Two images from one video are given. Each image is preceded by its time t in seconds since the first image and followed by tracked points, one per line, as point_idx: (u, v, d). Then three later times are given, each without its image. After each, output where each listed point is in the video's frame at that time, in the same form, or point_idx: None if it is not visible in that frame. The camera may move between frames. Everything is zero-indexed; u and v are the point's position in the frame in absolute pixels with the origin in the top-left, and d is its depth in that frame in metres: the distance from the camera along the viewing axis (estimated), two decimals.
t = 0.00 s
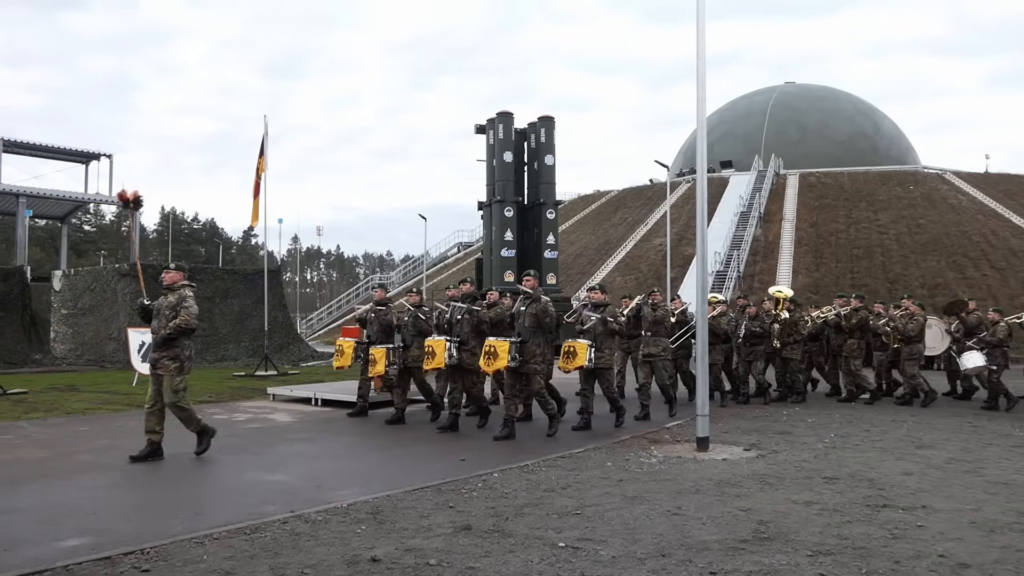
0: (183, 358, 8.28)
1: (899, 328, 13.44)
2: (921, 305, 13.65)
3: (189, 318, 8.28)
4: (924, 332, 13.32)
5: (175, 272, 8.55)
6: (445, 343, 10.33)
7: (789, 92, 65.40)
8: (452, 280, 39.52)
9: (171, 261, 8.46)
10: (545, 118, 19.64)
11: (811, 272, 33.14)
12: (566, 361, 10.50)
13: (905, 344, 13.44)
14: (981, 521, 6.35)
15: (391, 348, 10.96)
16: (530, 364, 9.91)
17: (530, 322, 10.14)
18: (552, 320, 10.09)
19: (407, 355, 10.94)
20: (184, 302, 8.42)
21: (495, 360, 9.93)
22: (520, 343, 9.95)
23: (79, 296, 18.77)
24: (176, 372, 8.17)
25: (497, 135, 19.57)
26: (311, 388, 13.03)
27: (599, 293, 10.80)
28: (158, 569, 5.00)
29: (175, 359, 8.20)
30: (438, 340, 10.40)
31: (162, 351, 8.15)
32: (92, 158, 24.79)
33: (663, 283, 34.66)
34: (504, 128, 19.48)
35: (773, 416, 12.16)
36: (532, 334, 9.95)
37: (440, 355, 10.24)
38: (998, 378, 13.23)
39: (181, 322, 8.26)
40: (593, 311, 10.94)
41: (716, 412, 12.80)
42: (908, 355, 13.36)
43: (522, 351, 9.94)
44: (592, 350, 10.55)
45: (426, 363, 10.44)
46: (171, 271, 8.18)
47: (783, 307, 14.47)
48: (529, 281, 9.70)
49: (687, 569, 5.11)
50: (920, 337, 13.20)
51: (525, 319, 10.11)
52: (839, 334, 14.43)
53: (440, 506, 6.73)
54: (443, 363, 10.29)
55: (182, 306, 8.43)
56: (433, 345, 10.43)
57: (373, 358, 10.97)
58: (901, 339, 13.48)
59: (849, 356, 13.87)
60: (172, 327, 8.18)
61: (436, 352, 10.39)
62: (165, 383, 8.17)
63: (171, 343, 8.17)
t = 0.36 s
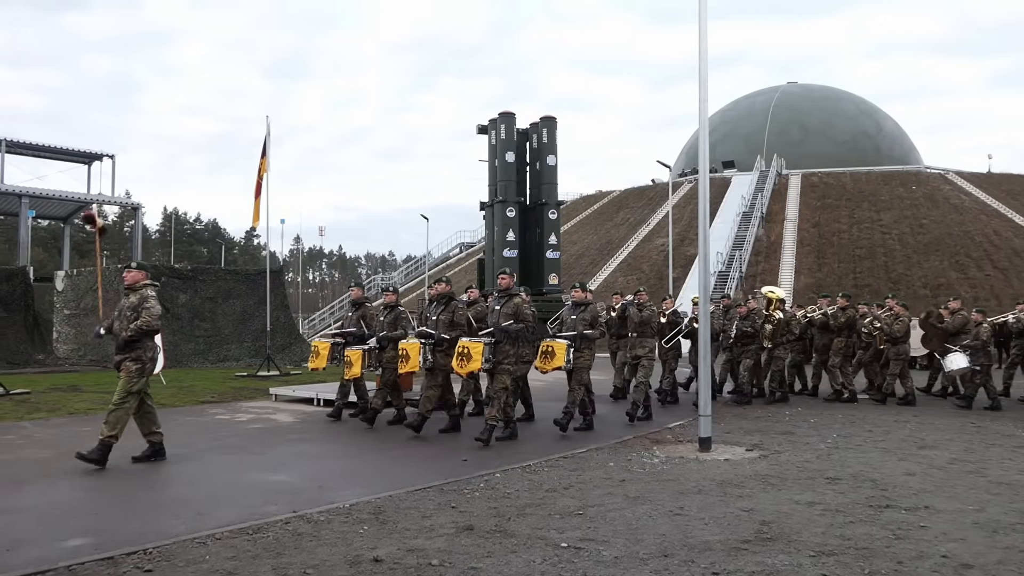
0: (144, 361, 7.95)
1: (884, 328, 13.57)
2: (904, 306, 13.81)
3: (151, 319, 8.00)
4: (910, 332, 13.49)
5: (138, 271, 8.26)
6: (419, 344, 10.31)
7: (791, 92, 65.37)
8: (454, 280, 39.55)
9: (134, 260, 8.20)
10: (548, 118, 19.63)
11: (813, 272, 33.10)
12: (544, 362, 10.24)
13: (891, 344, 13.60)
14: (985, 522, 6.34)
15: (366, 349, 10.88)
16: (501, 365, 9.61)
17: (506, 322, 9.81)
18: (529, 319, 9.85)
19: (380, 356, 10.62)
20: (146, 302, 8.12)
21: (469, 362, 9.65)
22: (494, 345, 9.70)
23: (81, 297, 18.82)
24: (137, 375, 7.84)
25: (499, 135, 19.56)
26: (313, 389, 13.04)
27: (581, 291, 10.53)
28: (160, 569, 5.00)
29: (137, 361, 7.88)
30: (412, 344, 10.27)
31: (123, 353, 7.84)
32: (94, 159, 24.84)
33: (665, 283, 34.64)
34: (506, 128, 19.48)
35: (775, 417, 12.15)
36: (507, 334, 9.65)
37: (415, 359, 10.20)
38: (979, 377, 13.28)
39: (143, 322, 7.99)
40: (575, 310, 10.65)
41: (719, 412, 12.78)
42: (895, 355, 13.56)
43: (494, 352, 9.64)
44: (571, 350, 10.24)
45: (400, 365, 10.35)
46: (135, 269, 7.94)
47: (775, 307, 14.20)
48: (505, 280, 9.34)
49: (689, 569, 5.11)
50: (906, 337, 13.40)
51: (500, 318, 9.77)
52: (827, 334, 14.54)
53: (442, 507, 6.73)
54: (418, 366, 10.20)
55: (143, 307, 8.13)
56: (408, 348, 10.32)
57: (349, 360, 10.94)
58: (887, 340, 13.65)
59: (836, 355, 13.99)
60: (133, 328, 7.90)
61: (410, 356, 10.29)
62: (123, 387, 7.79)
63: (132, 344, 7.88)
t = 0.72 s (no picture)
0: (103, 360, 7.77)
1: (866, 328, 13.73)
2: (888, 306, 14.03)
3: (108, 316, 7.73)
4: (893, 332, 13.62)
5: (95, 268, 8.03)
6: (388, 342, 9.85)
7: (793, 92, 65.33)
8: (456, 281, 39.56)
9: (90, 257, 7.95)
10: (549, 119, 19.61)
11: (815, 273, 33.05)
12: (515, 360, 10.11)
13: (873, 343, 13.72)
14: (987, 523, 6.32)
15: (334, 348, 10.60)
16: (476, 364, 9.46)
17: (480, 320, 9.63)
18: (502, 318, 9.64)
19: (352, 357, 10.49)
20: (102, 299, 7.87)
21: (439, 361, 9.40)
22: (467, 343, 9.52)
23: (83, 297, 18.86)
24: (97, 375, 7.69)
25: (501, 135, 19.55)
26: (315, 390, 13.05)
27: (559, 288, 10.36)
28: (162, 570, 5.01)
29: (97, 361, 7.71)
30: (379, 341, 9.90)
31: (81, 353, 7.68)
32: (96, 160, 24.88)
33: (666, 283, 34.64)
34: (507, 128, 19.48)
35: (777, 417, 12.12)
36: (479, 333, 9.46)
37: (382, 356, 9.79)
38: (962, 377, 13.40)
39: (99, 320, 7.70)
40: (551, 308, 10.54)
41: (721, 413, 12.78)
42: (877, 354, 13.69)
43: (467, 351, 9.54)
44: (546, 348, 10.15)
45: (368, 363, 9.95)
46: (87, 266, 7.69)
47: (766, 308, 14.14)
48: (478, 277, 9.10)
49: (691, 570, 5.11)
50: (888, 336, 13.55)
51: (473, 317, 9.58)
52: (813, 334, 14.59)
53: (444, 507, 6.72)
54: (384, 364, 9.76)
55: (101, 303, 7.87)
56: (375, 345, 9.91)
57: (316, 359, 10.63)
58: (869, 338, 13.76)
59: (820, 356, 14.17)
60: (89, 325, 7.65)
61: (377, 353, 9.87)
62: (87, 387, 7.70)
63: (88, 343, 7.65)
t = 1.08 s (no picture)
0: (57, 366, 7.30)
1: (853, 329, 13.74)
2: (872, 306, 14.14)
3: (61, 320, 7.29)
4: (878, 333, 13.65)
5: (49, 269, 7.57)
6: (355, 347, 9.60)
7: (795, 93, 65.34)
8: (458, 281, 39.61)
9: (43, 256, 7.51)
10: (551, 119, 19.62)
11: (817, 273, 33.03)
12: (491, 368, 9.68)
13: (858, 345, 13.73)
14: (990, 524, 6.31)
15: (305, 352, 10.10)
16: (448, 371, 8.89)
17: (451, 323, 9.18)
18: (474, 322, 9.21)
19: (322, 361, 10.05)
20: (55, 302, 7.37)
21: (407, 368, 8.89)
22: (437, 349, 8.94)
23: (86, 297, 18.89)
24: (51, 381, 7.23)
25: (503, 136, 19.56)
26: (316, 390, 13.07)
27: (535, 290, 10.05)
28: (165, 570, 5.01)
29: (50, 366, 7.24)
30: (347, 346, 9.58)
31: (33, 357, 7.19)
32: (100, 160, 24.94)
33: (669, 283, 34.67)
34: (509, 128, 19.50)
35: (779, 418, 12.11)
36: (451, 338, 8.90)
37: (350, 362, 9.48)
38: (946, 377, 13.54)
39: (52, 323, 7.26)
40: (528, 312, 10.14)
41: (723, 413, 12.80)
42: (862, 354, 13.73)
43: (438, 357, 8.95)
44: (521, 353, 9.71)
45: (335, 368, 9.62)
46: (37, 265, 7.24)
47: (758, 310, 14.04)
48: (446, 279, 8.71)
49: (693, 571, 5.10)
50: (873, 337, 13.57)
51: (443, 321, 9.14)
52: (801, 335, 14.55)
53: (447, 507, 6.72)
54: (352, 368, 9.49)
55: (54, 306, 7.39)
56: (343, 350, 9.60)
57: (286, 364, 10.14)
58: (855, 340, 13.76)
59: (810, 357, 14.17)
60: (41, 330, 7.20)
61: (345, 359, 9.56)
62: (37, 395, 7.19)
63: (40, 348, 7.21)
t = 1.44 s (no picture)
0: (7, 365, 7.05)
1: (840, 328, 13.85)
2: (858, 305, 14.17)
3: (14, 318, 7.10)
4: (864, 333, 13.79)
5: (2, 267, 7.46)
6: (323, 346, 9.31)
7: (797, 93, 65.31)
8: (460, 281, 39.63)
9: None
10: (553, 119, 19.63)
11: (819, 274, 33.01)
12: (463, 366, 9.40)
13: (846, 344, 13.90)
14: (992, 524, 6.30)
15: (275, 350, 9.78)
16: (415, 369, 8.57)
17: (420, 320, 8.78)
18: (444, 320, 8.93)
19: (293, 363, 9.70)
20: (8, 299, 7.21)
21: (375, 367, 8.71)
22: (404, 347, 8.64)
23: (88, 298, 18.90)
24: None
25: (505, 136, 19.58)
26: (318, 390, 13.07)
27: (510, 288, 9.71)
28: (167, 570, 5.02)
29: None
30: (315, 346, 9.26)
31: None
32: (102, 161, 24.95)
33: (670, 284, 34.66)
34: (511, 128, 19.51)
35: (781, 418, 12.11)
36: (419, 336, 8.62)
37: (318, 362, 9.22)
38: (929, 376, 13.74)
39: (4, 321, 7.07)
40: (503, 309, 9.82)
41: (725, 413, 12.80)
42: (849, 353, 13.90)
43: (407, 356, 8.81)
44: (496, 352, 9.54)
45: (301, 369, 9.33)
46: None
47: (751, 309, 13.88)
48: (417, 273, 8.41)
49: (695, 571, 5.09)
50: (860, 337, 13.74)
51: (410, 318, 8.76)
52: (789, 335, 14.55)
53: (449, 508, 6.72)
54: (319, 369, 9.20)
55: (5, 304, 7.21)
56: (310, 349, 9.27)
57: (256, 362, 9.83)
58: (842, 339, 13.92)
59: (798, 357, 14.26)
60: None
61: (313, 358, 9.26)
62: None
63: None
